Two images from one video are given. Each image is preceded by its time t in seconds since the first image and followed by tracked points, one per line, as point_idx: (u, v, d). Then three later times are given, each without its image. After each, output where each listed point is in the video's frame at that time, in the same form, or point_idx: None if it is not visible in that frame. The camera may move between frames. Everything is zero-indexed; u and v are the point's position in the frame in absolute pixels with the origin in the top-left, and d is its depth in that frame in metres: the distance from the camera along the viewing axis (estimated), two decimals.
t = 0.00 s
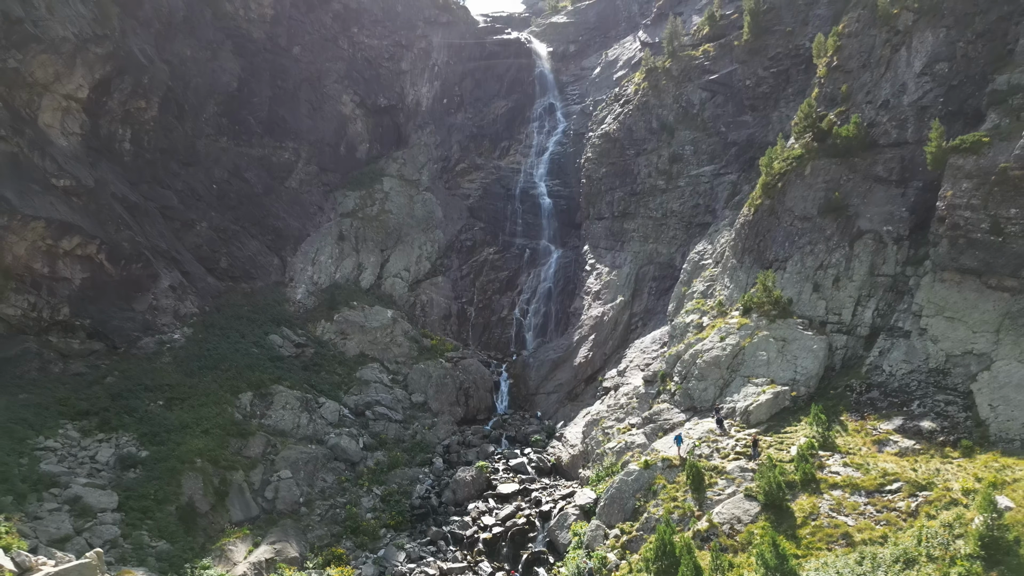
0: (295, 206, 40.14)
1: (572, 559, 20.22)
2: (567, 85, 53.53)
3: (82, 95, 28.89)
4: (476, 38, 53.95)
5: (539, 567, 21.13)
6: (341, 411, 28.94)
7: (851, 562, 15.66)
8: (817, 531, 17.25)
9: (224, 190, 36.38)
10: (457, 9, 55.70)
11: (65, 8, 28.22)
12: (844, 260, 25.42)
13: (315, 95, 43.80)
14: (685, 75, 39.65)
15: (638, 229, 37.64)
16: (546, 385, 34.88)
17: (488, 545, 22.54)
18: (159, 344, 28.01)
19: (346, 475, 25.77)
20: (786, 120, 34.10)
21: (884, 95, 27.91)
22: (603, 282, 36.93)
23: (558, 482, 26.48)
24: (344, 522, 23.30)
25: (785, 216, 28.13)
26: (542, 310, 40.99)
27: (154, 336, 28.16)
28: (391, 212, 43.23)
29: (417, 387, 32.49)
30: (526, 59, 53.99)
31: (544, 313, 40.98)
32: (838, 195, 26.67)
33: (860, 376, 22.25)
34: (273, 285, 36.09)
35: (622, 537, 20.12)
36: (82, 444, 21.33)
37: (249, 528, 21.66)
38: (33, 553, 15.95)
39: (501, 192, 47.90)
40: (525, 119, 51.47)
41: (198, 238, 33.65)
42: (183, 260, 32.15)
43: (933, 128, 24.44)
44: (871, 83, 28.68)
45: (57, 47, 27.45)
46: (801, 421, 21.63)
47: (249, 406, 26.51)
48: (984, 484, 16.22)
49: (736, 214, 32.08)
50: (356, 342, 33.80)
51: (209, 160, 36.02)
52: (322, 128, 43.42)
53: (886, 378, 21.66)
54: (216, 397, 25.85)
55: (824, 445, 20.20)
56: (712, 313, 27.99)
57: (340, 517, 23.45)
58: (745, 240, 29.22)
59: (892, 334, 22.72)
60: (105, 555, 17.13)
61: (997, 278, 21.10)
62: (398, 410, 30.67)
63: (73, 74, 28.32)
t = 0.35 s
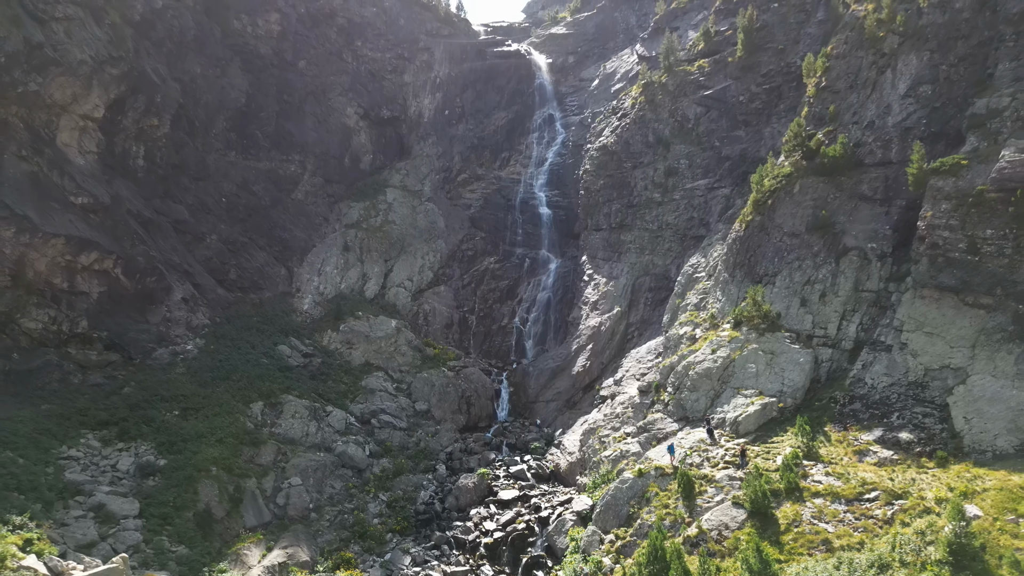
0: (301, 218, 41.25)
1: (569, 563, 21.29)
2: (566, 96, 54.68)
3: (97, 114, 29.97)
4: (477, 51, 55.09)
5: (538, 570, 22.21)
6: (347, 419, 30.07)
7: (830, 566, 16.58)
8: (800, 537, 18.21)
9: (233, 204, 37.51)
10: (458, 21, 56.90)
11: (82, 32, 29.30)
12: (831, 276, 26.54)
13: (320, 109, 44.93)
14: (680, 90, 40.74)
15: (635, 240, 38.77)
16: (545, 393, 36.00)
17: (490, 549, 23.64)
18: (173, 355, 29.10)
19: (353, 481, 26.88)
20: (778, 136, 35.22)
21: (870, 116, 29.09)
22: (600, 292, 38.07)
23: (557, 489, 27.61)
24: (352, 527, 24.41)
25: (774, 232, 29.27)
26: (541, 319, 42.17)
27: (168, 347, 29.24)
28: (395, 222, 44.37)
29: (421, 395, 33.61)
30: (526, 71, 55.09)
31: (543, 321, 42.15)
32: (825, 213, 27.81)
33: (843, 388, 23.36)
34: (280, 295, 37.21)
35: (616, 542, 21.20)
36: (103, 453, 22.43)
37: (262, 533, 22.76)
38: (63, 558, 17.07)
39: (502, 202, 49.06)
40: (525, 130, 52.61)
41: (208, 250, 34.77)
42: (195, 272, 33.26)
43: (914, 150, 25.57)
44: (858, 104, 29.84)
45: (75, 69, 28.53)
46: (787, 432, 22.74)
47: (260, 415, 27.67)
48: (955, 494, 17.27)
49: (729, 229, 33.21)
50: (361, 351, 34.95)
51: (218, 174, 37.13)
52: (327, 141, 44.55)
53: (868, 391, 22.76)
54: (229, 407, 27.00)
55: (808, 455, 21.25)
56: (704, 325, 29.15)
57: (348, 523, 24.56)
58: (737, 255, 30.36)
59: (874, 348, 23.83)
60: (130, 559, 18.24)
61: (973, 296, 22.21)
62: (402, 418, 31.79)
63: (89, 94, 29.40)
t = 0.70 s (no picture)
0: (307, 229, 42.40)
1: (567, 567, 22.38)
2: (565, 107, 55.83)
3: (113, 133, 31.07)
4: (478, 62, 56.26)
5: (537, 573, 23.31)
6: (354, 427, 31.20)
7: (811, 570, 17.56)
8: (784, 543, 19.25)
9: (242, 216, 38.65)
10: (459, 33, 58.09)
11: (98, 53, 30.41)
12: (818, 290, 27.68)
13: (326, 121, 46.09)
14: (676, 104, 41.82)
15: (632, 252, 39.93)
16: (544, 401, 37.16)
17: (491, 553, 24.75)
18: (186, 365, 30.21)
19: (360, 487, 27.98)
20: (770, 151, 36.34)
21: (857, 135, 30.23)
22: (598, 302, 39.25)
23: (555, 494, 28.74)
24: (360, 532, 25.52)
25: (765, 247, 30.45)
26: (541, 328, 43.35)
27: (181, 357, 30.35)
28: (398, 232, 45.54)
29: (424, 403, 34.77)
30: (526, 82, 56.21)
31: (543, 330, 43.32)
32: (813, 230, 28.96)
33: (829, 399, 24.48)
34: (287, 305, 38.38)
35: (612, 547, 22.29)
36: (123, 461, 23.55)
37: (274, 538, 23.88)
38: (90, 562, 18.18)
39: (502, 212, 50.23)
40: (525, 140, 53.74)
41: (218, 262, 35.91)
42: (206, 284, 34.41)
43: (898, 171, 26.69)
44: (845, 124, 31.00)
45: (92, 90, 29.64)
46: (775, 441, 23.87)
47: (271, 424, 28.82)
48: (930, 502, 18.34)
49: (722, 242, 34.36)
50: (366, 360, 36.11)
51: (227, 188, 38.28)
52: (332, 153, 45.69)
53: (852, 402, 23.87)
54: (241, 417, 28.17)
55: (794, 464, 22.34)
56: (698, 336, 30.33)
57: (355, 527, 25.68)
58: (729, 268, 31.53)
59: (859, 360, 24.95)
60: (151, 563, 19.38)
61: (952, 312, 23.33)
62: (407, 426, 32.93)
63: (105, 114, 30.52)
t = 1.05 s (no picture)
0: (313, 239, 43.53)
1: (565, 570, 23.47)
2: (564, 117, 56.96)
3: (127, 150, 32.15)
4: (478, 74, 57.59)
5: None
6: (360, 434, 32.33)
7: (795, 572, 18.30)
8: (770, 547, 20.13)
9: (250, 228, 39.80)
10: (461, 45, 59.28)
11: (113, 74, 31.51)
12: (806, 303, 28.81)
13: (330, 133, 47.19)
14: (672, 117, 42.86)
15: (629, 262, 41.09)
16: (544, 408, 38.29)
17: (492, 557, 25.83)
18: (198, 374, 31.28)
19: (366, 493, 29.08)
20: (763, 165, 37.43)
21: (845, 153, 31.35)
22: (596, 312, 40.46)
23: (554, 500, 29.87)
24: (367, 536, 26.64)
25: (756, 261, 31.60)
26: (541, 335, 44.54)
27: (193, 367, 31.43)
28: (401, 242, 46.69)
29: (427, 410, 35.92)
30: (526, 93, 57.38)
31: (542, 337, 44.49)
32: (802, 245, 30.10)
33: (815, 409, 25.60)
34: (294, 314, 39.52)
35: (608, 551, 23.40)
36: (140, 468, 24.58)
37: (286, 542, 24.98)
38: (113, 566, 19.25)
39: (503, 221, 51.37)
40: (525, 150, 54.88)
41: (227, 272, 37.04)
42: (216, 294, 35.54)
43: (883, 189, 27.78)
44: (834, 141, 32.13)
45: (108, 110, 30.74)
46: (763, 450, 25.00)
47: (281, 432, 29.97)
48: (908, 510, 19.29)
49: (716, 254, 35.50)
50: (371, 368, 37.25)
51: (236, 200, 39.40)
52: (337, 164, 46.81)
53: (837, 413, 24.96)
54: (252, 425, 29.33)
55: (782, 472, 23.37)
56: (692, 347, 31.53)
57: (362, 531, 26.78)
58: (722, 281, 32.71)
59: (845, 371, 26.06)
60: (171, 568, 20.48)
61: (933, 326, 24.41)
62: (411, 432, 34.07)
63: (120, 132, 31.60)
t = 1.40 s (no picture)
0: (318, 249, 44.63)
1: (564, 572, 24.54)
2: (564, 126, 58.15)
3: (140, 166, 33.24)
4: (477, 84, 59.81)
5: None
6: (365, 441, 33.45)
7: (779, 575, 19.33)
8: (757, 552, 21.17)
9: (257, 239, 40.96)
10: (462, 55, 60.48)
11: (127, 93, 32.63)
12: (796, 316, 29.93)
13: (335, 144, 48.31)
14: (668, 130, 43.93)
15: (626, 271, 42.28)
16: (543, 416, 39.42)
17: (493, 559, 26.92)
18: (209, 383, 32.37)
19: (372, 498, 30.19)
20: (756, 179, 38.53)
21: (833, 170, 32.48)
22: (594, 320, 41.76)
23: (553, 505, 31.00)
24: (373, 540, 27.77)
25: (748, 274, 32.75)
26: (540, 343, 45.75)
27: (205, 376, 32.52)
28: (404, 251, 47.82)
29: (430, 417, 37.06)
30: (526, 102, 59.02)
31: (542, 345, 45.68)
32: (792, 259, 31.23)
33: (803, 419, 26.72)
34: (301, 323, 40.67)
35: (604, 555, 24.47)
36: (157, 475, 25.70)
37: (295, 546, 26.04)
38: (135, 569, 20.30)
39: (503, 230, 52.51)
40: (525, 159, 56.13)
41: (236, 283, 38.16)
42: (226, 305, 36.67)
43: (869, 206, 28.88)
44: (823, 158, 33.27)
45: (122, 128, 31.85)
46: (753, 458, 26.13)
47: (290, 440, 31.10)
48: (888, 516, 20.30)
49: (710, 265, 36.63)
50: (376, 376, 38.39)
51: (244, 212, 40.52)
52: (341, 175, 47.93)
53: (824, 422, 26.06)
54: (262, 433, 30.49)
55: (770, 479, 24.44)
56: (686, 357, 32.73)
57: (369, 536, 27.90)
58: (715, 293, 33.91)
59: (832, 383, 27.15)
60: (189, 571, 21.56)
61: (915, 339, 25.49)
62: (414, 439, 35.21)
63: (134, 149, 32.69)
